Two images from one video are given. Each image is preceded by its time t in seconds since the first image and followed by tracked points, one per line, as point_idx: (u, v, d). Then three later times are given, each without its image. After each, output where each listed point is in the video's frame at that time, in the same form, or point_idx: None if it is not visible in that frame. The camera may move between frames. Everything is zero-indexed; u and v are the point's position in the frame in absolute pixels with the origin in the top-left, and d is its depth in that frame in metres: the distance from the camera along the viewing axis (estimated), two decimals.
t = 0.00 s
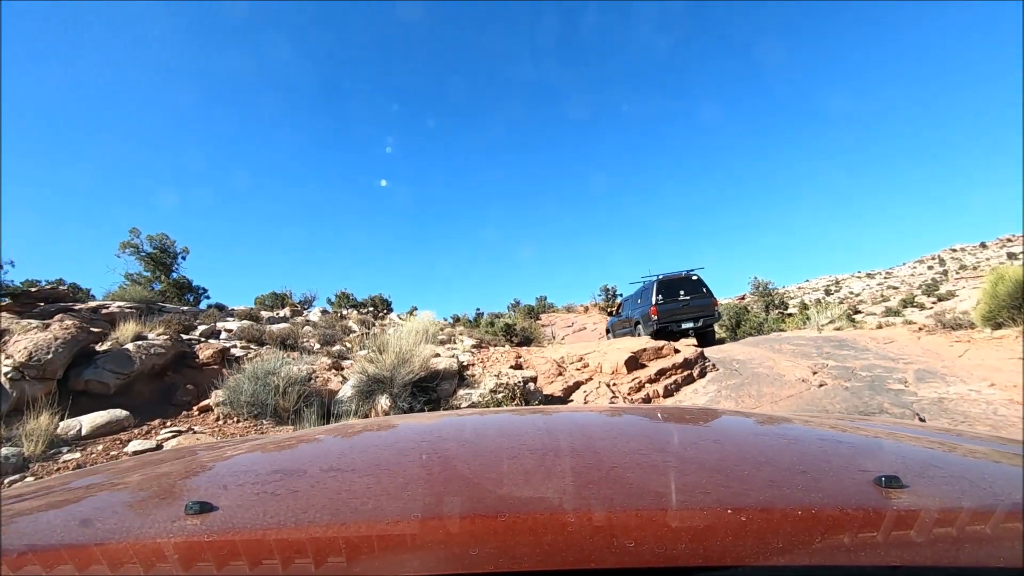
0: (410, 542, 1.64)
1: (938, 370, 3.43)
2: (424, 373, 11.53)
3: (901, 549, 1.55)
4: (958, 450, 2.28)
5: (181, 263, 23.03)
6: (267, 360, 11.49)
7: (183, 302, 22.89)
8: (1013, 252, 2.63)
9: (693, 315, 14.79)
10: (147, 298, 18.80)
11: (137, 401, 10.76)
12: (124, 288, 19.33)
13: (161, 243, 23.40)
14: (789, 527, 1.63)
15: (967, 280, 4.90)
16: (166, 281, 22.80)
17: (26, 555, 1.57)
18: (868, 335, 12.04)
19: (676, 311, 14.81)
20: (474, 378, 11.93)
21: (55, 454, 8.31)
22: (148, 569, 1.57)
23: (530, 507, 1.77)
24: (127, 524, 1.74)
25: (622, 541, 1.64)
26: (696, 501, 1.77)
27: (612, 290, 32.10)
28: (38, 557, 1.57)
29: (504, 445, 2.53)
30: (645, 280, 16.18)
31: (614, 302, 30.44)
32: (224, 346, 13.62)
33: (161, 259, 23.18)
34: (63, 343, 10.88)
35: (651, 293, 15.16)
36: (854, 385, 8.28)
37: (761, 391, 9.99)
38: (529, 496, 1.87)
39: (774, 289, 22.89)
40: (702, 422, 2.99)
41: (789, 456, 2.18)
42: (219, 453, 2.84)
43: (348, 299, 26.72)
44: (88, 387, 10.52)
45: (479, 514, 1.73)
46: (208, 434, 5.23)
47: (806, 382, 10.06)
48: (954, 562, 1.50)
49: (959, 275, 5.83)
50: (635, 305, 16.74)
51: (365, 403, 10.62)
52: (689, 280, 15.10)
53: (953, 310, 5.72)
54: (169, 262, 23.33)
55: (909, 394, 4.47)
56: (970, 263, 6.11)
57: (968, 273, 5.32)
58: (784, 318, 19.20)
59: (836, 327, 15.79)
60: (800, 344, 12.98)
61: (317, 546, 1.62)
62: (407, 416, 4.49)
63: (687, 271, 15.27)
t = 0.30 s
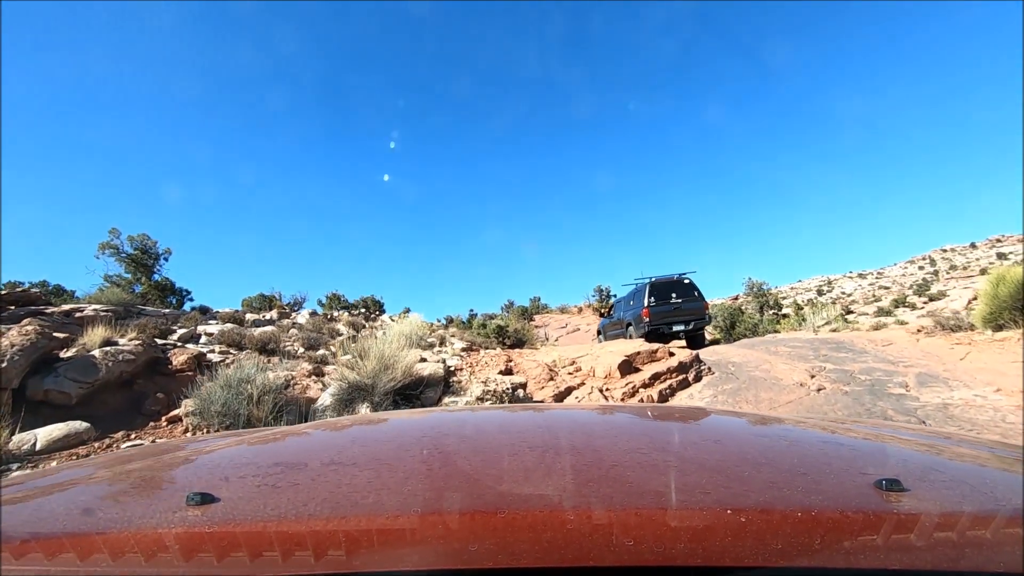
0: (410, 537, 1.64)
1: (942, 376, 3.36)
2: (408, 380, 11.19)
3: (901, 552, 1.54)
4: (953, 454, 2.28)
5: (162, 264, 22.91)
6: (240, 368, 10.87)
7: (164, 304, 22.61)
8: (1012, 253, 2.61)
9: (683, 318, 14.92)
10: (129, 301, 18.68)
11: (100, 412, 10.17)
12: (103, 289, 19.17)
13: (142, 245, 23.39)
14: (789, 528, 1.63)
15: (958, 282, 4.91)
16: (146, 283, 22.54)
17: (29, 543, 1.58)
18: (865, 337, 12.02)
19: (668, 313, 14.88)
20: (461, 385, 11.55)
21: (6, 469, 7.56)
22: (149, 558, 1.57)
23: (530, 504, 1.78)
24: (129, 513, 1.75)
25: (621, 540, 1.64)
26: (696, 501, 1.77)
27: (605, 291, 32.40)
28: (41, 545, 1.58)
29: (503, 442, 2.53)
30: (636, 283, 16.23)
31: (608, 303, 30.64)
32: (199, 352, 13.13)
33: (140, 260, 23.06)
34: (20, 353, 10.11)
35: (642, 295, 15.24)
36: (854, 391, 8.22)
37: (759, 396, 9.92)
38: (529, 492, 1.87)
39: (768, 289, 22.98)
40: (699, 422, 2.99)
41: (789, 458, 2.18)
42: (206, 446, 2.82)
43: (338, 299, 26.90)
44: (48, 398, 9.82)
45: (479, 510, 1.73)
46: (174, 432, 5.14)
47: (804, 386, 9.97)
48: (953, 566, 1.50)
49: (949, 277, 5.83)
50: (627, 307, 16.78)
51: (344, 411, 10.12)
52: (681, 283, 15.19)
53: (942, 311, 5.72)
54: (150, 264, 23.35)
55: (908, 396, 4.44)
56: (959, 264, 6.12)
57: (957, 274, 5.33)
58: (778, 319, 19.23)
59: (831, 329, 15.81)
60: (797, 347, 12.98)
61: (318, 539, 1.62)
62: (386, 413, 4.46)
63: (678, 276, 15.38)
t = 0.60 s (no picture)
0: (409, 538, 1.64)
1: (944, 378, 3.28)
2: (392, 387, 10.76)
3: (901, 552, 1.55)
4: (950, 453, 2.29)
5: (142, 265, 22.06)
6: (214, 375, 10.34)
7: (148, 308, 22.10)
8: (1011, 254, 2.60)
9: (673, 320, 14.95)
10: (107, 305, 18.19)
11: (64, 423, 9.34)
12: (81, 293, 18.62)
13: (123, 246, 22.48)
14: (789, 528, 1.63)
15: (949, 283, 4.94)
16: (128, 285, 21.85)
17: (28, 546, 1.58)
18: (863, 338, 12.03)
19: (658, 316, 14.89)
20: (448, 392, 11.12)
21: None
22: (148, 561, 1.57)
23: (530, 506, 1.77)
24: (128, 516, 1.75)
25: (621, 540, 1.64)
26: (696, 502, 1.77)
27: (598, 292, 32.70)
28: (39, 548, 1.58)
29: (502, 443, 2.53)
30: (628, 285, 16.28)
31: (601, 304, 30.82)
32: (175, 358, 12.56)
33: (120, 262, 22.25)
34: None
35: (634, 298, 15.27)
36: (854, 394, 8.18)
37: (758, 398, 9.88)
38: (528, 494, 1.87)
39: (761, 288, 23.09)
40: (696, 422, 3.03)
41: (788, 458, 2.17)
42: (194, 450, 2.80)
43: (329, 300, 26.98)
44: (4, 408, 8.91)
45: (479, 511, 1.73)
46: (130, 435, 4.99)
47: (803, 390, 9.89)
48: (952, 566, 1.50)
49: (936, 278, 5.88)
50: (618, 308, 16.76)
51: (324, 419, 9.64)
52: (672, 286, 15.18)
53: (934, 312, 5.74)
54: (129, 267, 22.57)
55: (907, 399, 4.42)
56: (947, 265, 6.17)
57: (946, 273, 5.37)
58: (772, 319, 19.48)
59: (827, 330, 15.86)
60: (794, 348, 12.99)
61: (317, 542, 1.62)
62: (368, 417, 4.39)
63: (668, 277, 15.42)
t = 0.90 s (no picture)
0: (410, 543, 1.64)
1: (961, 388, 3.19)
2: (381, 390, 10.32)
3: (902, 547, 1.54)
4: (944, 446, 2.31)
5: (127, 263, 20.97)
6: (189, 377, 9.68)
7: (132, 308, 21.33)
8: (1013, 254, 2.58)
9: (663, 322, 15.00)
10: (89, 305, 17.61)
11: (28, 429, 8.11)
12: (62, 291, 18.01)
13: (105, 244, 21.22)
14: (791, 525, 1.63)
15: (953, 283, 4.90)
16: (108, 285, 20.71)
17: (26, 560, 1.57)
18: (864, 339, 12.04)
19: (648, 318, 14.94)
20: (439, 396, 10.76)
21: None
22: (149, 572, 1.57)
23: (531, 509, 1.77)
24: (128, 528, 1.74)
25: (624, 541, 1.64)
26: (697, 501, 1.77)
27: (591, 293, 32.94)
28: (38, 563, 1.56)
29: (503, 446, 2.53)
30: (618, 286, 16.28)
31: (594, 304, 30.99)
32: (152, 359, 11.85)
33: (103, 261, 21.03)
34: None
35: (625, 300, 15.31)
36: (860, 395, 8.12)
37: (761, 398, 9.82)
38: (529, 496, 1.87)
39: (756, 288, 23.15)
40: (690, 420, 3.08)
41: (789, 455, 2.18)
42: (187, 464, 2.69)
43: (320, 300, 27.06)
44: None
45: (480, 515, 1.73)
46: None
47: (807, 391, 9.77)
48: (954, 560, 1.49)
49: (931, 279, 5.90)
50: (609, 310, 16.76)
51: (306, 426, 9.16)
52: (661, 288, 15.24)
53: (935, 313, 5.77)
54: (113, 265, 21.34)
55: (912, 403, 4.40)
56: (942, 264, 6.16)
57: (943, 275, 5.36)
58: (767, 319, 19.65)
59: (824, 330, 15.96)
60: (794, 348, 12.98)
61: (318, 549, 1.62)
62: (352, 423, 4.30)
63: (659, 279, 15.41)
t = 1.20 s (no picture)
0: (411, 541, 1.64)
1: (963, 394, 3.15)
2: (361, 397, 10.26)
3: (902, 549, 1.55)
4: (944, 449, 2.30)
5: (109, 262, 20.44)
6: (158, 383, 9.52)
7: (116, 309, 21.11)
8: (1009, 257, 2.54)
9: (653, 323, 15.16)
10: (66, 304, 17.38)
11: None
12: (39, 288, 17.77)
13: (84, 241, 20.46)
14: (791, 527, 1.63)
15: (939, 284, 4.93)
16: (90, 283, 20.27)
17: (27, 555, 1.57)
18: (861, 341, 12.06)
19: (637, 319, 15.10)
20: (423, 402, 10.65)
21: None
22: (149, 568, 1.57)
23: (531, 508, 1.77)
24: (130, 523, 1.75)
25: (624, 541, 1.64)
26: (697, 502, 1.77)
27: (585, 293, 33.08)
28: (39, 557, 1.57)
29: (503, 445, 2.53)
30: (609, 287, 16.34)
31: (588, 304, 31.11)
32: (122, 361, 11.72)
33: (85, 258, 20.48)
34: None
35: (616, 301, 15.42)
36: (860, 400, 8.09)
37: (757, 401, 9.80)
38: (529, 496, 1.87)
39: (750, 288, 23.24)
40: (686, 420, 3.09)
41: (789, 457, 2.18)
42: (171, 463, 2.64)
43: (310, 300, 27.34)
44: None
45: (480, 514, 1.73)
46: None
47: (804, 397, 9.71)
48: (954, 563, 1.49)
49: (920, 280, 5.95)
50: (600, 310, 16.84)
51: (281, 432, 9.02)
52: (654, 291, 15.39)
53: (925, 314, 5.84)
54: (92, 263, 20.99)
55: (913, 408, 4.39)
56: (929, 266, 6.20)
57: (930, 276, 5.39)
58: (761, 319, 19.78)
59: (818, 330, 16.07)
60: (789, 351, 13.00)
61: (318, 546, 1.62)
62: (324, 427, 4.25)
63: (650, 282, 15.57)
